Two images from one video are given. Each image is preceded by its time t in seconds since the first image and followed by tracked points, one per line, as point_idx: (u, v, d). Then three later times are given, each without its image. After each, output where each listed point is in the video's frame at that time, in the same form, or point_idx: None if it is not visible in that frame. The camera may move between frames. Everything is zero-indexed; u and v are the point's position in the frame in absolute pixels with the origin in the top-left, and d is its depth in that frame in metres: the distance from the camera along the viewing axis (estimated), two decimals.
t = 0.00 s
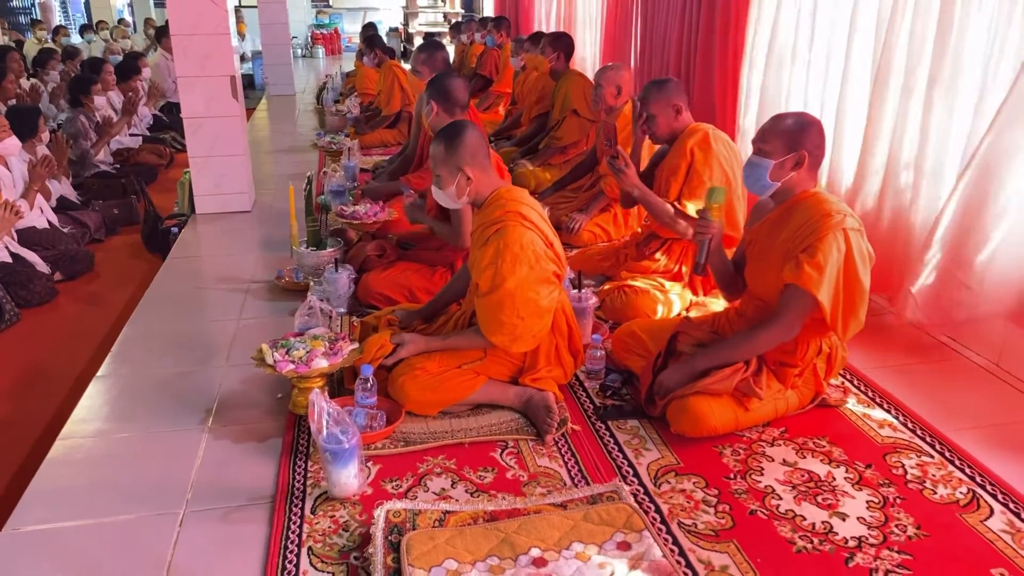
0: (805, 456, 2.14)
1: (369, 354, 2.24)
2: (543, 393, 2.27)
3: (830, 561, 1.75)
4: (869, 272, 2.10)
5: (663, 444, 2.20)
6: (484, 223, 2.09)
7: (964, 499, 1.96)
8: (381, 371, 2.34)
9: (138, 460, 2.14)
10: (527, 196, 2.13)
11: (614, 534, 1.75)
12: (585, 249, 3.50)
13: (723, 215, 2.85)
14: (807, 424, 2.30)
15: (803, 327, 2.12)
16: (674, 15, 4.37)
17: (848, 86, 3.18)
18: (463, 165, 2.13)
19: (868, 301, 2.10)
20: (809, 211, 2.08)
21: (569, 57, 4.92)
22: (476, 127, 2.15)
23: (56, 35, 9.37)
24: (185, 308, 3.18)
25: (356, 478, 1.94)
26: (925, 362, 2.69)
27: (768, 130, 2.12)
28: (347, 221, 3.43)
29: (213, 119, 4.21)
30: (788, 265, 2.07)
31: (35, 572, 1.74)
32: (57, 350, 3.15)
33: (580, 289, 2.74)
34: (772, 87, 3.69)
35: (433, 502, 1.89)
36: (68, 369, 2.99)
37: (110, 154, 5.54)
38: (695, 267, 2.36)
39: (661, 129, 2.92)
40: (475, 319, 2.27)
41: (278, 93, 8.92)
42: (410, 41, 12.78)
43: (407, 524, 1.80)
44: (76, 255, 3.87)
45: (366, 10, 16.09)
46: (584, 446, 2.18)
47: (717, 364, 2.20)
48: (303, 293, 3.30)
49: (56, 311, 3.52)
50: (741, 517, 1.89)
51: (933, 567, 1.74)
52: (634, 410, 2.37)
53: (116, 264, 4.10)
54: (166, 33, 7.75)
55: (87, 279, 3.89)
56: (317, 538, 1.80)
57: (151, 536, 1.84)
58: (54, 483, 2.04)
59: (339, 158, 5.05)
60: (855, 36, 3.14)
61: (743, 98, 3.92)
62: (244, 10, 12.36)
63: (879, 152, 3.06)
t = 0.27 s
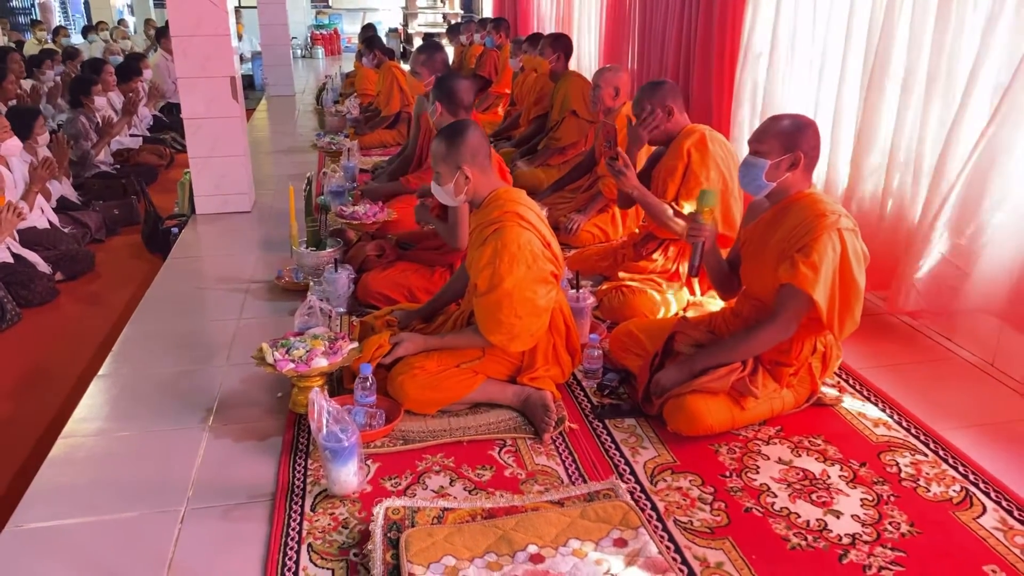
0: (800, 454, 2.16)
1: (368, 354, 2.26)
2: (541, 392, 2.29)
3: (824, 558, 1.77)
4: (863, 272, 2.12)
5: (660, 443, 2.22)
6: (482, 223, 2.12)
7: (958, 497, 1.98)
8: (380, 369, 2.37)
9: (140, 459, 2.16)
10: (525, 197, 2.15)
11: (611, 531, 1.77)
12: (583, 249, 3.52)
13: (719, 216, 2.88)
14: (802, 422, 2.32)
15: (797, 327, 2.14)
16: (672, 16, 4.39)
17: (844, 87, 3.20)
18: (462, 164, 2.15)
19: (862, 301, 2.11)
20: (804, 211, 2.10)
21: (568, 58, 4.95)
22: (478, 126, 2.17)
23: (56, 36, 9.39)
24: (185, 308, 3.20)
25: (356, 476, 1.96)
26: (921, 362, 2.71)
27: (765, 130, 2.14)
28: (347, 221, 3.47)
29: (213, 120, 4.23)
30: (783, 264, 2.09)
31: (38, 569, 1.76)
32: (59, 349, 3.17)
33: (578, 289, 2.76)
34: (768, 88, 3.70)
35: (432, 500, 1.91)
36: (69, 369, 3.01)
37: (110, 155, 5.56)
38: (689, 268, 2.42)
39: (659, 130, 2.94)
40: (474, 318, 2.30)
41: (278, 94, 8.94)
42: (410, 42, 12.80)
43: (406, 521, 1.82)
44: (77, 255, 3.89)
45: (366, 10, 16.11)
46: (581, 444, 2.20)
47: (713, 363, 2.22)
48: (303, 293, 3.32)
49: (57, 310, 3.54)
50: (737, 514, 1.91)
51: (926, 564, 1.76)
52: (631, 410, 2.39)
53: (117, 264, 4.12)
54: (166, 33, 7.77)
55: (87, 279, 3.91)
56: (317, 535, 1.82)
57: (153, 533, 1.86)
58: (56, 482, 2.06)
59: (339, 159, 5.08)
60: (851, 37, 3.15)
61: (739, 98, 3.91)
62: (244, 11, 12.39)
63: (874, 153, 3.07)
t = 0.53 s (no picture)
0: (799, 455, 2.17)
1: (369, 355, 2.29)
2: (541, 393, 2.31)
3: (822, 558, 1.79)
4: (863, 274, 2.13)
5: (660, 443, 2.23)
6: (483, 225, 2.13)
7: (955, 498, 2.00)
8: (382, 369, 2.38)
9: (143, 458, 2.18)
10: (526, 199, 2.17)
11: (611, 531, 1.79)
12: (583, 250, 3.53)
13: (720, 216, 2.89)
14: (801, 423, 2.33)
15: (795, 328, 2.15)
16: (673, 18, 4.41)
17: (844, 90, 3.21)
18: (464, 166, 2.17)
19: (862, 303, 2.13)
20: (803, 214, 2.11)
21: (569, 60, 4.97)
22: (483, 129, 2.19)
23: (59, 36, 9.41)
24: (188, 308, 3.22)
25: (358, 476, 1.98)
26: (920, 363, 2.72)
27: (765, 132, 2.16)
28: (348, 222, 3.49)
29: (216, 121, 4.25)
30: (783, 266, 2.11)
31: (43, 567, 1.78)
32: (62, 349, 3.19)
33: (579, 290, 2.78)
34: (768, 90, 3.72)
35: (433, 500, 1.92)
36: (72, 369, 3.03)
37: (113, 155, 5.58)
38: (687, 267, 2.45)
39: (659, 132, 2.96)
40: (475, 319, 2.31)
41: (280, 94, 8.96)
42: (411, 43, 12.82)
43: (407, 521, 1.83)
44: (80, 256, 3.91)
45: (368, 11, 16.13)
46: (582, 445, 2.22)
47: (713, 364, 2.23)
48: (305, 293, 3.33)
49: (60, 311, 3.56)
50: (736, 514, 1.93)
51: (923, 564, 1.77)
52: (631, 410, 2.40)
53: (120, 265, 4.14)
54: (169, 34, 7.79)
55: (91, 280, 3.93)
56: (319, 535, 1.84)
57: (156, 532, 1.88)
58: (61, 481, 2.07)
59: (341, 160, 5.10)
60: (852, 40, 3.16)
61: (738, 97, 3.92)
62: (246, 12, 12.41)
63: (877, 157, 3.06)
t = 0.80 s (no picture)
0: (802, 459, 2.18)
1: (375, 359, 2.33)
2: (546, 396, 2.32)
3: (825, 561, 1.80)
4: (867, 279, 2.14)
5: (663, 446, 2.25)
6: (488, 229, 2.15)
7: (957, 501, 2.01)
8: (387, 371, 2.40)
9: (151, 460, 2.19)
10: (531, 203, 2.18)
11: (615, 534, 1.80)
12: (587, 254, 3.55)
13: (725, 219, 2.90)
14: (804, 427, 2.35)
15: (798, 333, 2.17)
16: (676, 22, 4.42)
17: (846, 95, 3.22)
18: (470, 170, 2.19)
19: (865, 307, 2.14)
20: (807, 219, 2.13)
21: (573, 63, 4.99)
22: (489, 134, 2.21)
23: (64, 38, 9.44)
24: (194, 310, 3.24)
25: (364, 479, 1.99)
26: (922, 367, 2.73)
27: (770, 137, 2.17)
28: (353, 225, 3.51)
29: (221, 124, 4.27)
30: (787, 270, 2.12)
31: (52, 569, 1.79)
32: (69, 351, 3.21)
33: (583, 294, 2.79)
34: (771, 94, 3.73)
35: (439, 502, 1.94)
36: (79, 371, 3.05)
37: (118, 157, 5.60)
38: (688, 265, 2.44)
39: (663, 135, 2.97)
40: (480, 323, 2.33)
41: (284, 96, 8.98)
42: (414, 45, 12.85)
43: (413, 523, 1.85)
44: (86, 258, 3.93)
45: (371, 12, 16.15)
46: (586, 448, 2.23)
47: (716, 368, 2.24)
48: (309, 296, 3.36)
49: (67, 312, 3.58)
50: (739, 517, 1.94)
51: (925, 567, 1.78)
52: (635, 413, 2.42)
53: (125, 267, 4.16)
54: (173, 36, 7.81)
55: (97, 282, 3.95)
56: (326, 537, 1.86)
57: (164, 534, 1.89)
58: (70, 483, 2.09)
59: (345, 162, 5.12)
60: (853, 47, 3.18)
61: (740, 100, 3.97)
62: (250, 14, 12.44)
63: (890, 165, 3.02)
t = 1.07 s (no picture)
0: (799, 460, 2.21)
1: (376, 360, 2.35)
2: (546, 397, 2.35)
3: (821, 561, 1.82)
4: (864, 282, 2.17)
5: (662, 447, 2.27)
6: (489, 232, 2.17)
7: (952, 502, 2.03)
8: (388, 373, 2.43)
9: (155, 461, 2.22)
10: (531, 207, 2.21)
11: (614, 534, 1.83)
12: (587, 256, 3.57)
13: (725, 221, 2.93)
14: (802, 428, 2.37)
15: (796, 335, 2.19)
16: (676, 25, 4.44)
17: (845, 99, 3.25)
18: (471, 173, 2.21)
19: (862, 310, 2.16)
20: (805, 222, 2.15)
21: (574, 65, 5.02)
22: (491, 137, 2.23)
23: (67, 39, 9.47)
24: (197, 312, 3.27)
25: (366, 479, 2.02)
26: (920, 368, 2.76)
27: (769, 142, 2.19)
28: (355, 227, 3.54)
29: (224, 126, 4.29)
30: (785, 273, 2.15)
31: (59, 568, 1.82)
32: (73, 352, 3.24)
33: (582, 296, 2.81)
34: (771, 97, 3.75)
35: (440, 502, 1.96)
36: (84, 372, 3.08)
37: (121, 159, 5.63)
38: (687, 261, 2.41)
39: (663, 138, 2.99)
40: (480, 325, 2.36)
41: (286, 97, 9.01)
42: (416, 46, 12.95)
43: (415, 523, 1.87)
44: (90, 260, 3.96)
45: (373, 13, 16.19)
46: (585, 448, 2.26)
47: (715, 369, 2.26)
48: (312, 298, 3.38)
49: (71, 314, 3.60)
50: (737, 518, 1.97)
51: (920, 567, 1.81)
52: (634, 414, 2.44)
53: (129, 268, 4.19)
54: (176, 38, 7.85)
55: (101, 283, 3.98)
56: (328, 536, 1.88)
57: (169, 534, 1.92)
58: (75, 483, 2.12)
59: (347, 164, 5.14)
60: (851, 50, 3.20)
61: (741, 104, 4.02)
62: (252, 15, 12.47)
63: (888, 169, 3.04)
